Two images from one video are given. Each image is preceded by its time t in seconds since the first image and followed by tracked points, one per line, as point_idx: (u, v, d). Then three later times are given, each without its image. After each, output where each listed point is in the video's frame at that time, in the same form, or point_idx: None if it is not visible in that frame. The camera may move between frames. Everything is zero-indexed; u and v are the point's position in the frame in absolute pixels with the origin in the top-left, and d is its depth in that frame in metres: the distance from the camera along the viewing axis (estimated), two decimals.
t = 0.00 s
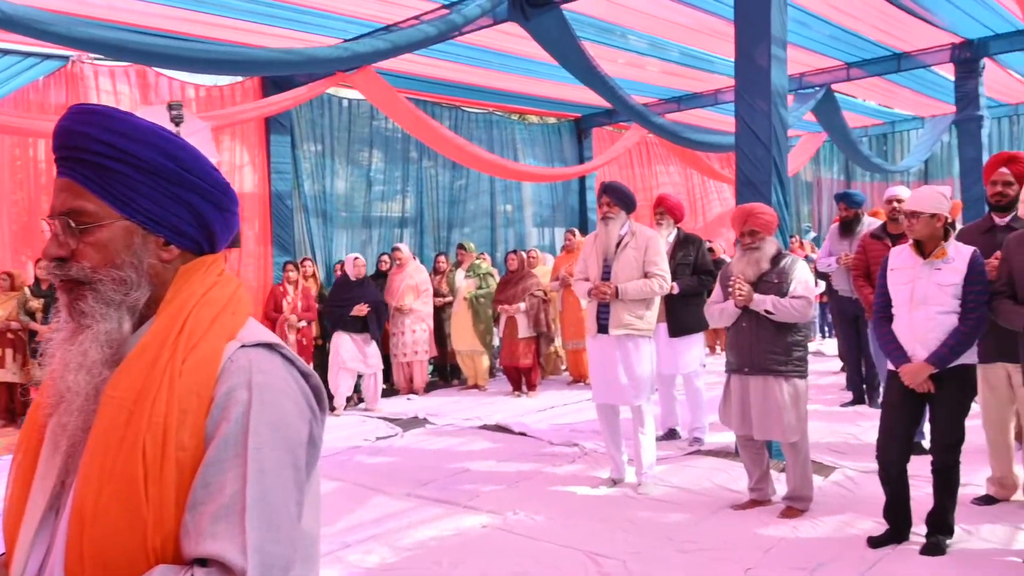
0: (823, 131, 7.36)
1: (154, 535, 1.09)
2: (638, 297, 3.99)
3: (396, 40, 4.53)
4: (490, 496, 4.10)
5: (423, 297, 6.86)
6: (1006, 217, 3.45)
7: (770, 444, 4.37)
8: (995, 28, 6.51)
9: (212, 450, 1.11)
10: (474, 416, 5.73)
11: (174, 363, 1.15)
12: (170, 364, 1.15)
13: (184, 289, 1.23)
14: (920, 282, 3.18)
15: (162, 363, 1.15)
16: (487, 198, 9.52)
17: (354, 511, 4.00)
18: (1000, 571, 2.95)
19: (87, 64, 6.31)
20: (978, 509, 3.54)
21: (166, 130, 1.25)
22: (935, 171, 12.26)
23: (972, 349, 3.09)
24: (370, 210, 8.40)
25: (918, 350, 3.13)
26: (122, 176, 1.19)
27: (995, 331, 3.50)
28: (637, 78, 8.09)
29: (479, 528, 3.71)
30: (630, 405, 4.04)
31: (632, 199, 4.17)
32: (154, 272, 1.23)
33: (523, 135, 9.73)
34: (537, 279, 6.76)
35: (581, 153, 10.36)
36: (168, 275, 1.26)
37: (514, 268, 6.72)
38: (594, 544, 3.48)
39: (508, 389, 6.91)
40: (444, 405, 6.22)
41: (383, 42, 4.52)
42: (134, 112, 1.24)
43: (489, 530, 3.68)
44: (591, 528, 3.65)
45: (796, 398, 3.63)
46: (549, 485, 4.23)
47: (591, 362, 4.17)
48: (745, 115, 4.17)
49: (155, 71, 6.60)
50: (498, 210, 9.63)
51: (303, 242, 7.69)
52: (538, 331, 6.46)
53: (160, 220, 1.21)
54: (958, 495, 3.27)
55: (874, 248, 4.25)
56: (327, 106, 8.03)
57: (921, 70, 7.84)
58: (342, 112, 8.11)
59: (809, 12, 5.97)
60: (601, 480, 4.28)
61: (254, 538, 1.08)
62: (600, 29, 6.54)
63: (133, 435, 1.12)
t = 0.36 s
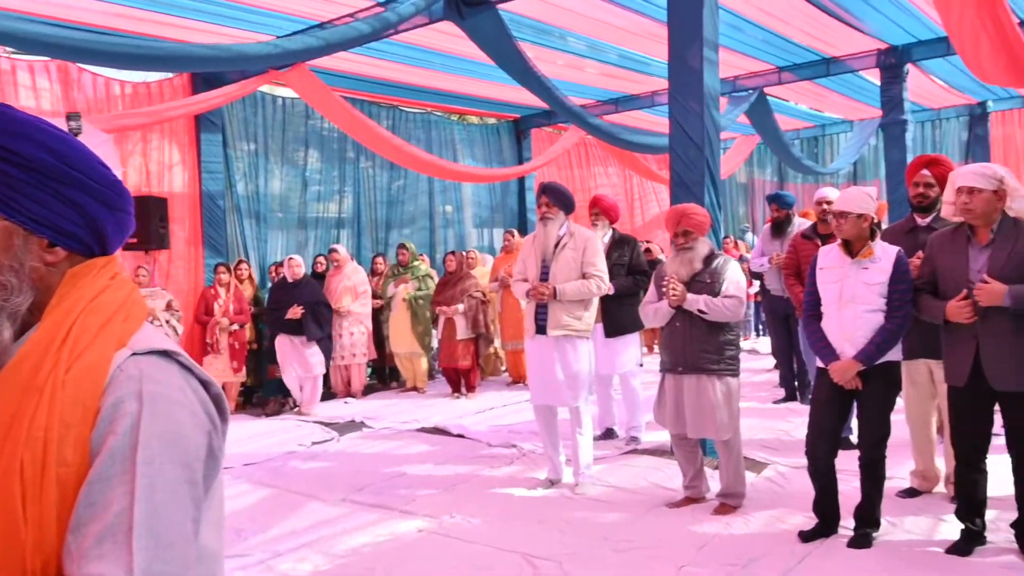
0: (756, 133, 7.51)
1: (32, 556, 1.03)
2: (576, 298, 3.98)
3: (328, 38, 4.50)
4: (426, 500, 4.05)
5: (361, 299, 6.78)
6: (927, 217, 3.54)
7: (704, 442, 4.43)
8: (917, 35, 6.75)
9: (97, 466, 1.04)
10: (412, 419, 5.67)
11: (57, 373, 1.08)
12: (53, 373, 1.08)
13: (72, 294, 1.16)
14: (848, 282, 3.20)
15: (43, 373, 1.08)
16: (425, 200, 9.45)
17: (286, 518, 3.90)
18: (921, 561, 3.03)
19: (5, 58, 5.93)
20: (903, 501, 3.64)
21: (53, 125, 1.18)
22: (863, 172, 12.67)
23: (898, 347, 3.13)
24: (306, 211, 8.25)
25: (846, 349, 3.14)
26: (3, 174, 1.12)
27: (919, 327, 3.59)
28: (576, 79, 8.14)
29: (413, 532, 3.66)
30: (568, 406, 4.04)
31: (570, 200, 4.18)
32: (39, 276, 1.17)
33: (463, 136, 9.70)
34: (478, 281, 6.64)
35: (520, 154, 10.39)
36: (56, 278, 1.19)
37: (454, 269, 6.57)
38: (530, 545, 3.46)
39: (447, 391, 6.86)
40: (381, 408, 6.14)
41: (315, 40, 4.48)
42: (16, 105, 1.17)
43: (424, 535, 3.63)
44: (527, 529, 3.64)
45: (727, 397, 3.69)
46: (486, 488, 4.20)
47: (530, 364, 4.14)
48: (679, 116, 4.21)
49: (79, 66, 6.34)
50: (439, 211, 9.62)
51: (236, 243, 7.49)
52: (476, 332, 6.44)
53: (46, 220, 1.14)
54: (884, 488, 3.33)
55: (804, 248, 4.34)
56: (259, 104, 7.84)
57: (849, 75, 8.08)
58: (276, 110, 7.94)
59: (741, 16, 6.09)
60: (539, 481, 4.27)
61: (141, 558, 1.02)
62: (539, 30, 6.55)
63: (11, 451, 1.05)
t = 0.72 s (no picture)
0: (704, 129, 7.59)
1: None
2: (526, 295, 3.95)
3: (269, 31, 4.43)
4: (374, 501, 4.00)
5: (309, 298, 6.70)
6: (867, 212, 3.58)
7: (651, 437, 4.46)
8: (858, 33, 6.89)
9: None
10: (361, 418, 5.60)
11: None
12: None
13: None
14: (791, 275, 3.24)
15: None
16: (375, 195, 9.53)
17: (229, 523, 3.81)
18: (861, 550, 3.08)
19: None
20: (845, 491, 3.71)
21: None
22: (808, 167, 12.93)
23: (839, 340, 3.17)
24: (252, 207, 8.16)
25: (789, 343, 3.17)
26: None
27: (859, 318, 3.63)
28: (526, 75, 8.12)
29: (360, 534, 3.60)
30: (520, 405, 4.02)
31: (522, 196, 4.13)
32: None
33: (412, 132, 9.64)
34: (426, 278, 6.62)
35: (470, 150, 10.37)
36: None
37: (402, 266, 6.57)
38: (477, 544, 3.43)
39: (397, 389, 6.79)
40: (329, 407, 6.05)
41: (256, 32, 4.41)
42: None
43: (370, 536, 3.57)
44: (475, 528, 3.61)
45: (674, 392, 3.72)
46: (435, 487, 4.16)
47: (480, 362, 4.11)
48: (625, 113, 4.21)
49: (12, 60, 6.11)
50: (391, 206, 9.68)
51: (178, 241, 7.30)
52: (426, 330, 6.39)
53: None
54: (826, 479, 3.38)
55: (750, 243, 4.37)
56: (201, 98, 7.68)
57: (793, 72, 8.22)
58: (219, 104, 7.81)
59: (688, 13, 6.14)
60: (489, 479, 4.25)
61: None
62: (490, 26, 6.51)
63: None
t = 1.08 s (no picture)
0: (661, 124, 7.62)
1: None
2: (480, 292, 3.92)
3: (218, 21, 4.42)
4: (328, 500, 3.95)
5: (265, 296, 6.62)
6: (818, 205, 3.61)
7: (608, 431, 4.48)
8: (812, 29, 6.97)
9: None
10: (318, 416, 5.53)
11: None
12: None
13: None
14: (742, 269, 3.25)
15: None
16: (331, 190, 9.53)
17: (180, 525, 3.73)
18: (812, 540, 3.11)
19: None
20: (798, 482, 3.75)
21: None
22: (764, 162, 13.11)
23: (789, 333, 3.20)
24: (204, 202, 8.11)
25: (741, 336, 3.19)
26: None
27: (808, 313, 3.65)
28: (486, 69, 8.08)
29: (314, 534, 3.55)
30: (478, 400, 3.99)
31: (478, 190, 4.08)
32: None
33: (369, 126, 9.60)
34: (382, 274, 6.56)
35: (427, 144, 10.35)
36: None
37: (358, 262, 6.51)
38: (432, 542, 3.40)
39: (355, 386, 6.74)
40: (286, 406, 5.98)
41: (204, 23, 4.38)
42: None
43: (324, 536, 3.52)
44: (431, 526, 3.58)
45: (631, 386, 3.73)
46: (392, 485, 4.13)
47: (436, 359, 4.06)
48: (580, 107, 4.21)
49: None
50: (350, 201, 9.73)
51: (126, 238, 7.24)
52: (384, 326, 6.33)
53: None
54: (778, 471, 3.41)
55: (703, 237, 4.39)
56: (151, 92, 7.62)
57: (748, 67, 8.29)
58: (169, 97, 7.76)
59: (646, 9, 6.15)
60: (449, 476, 4.22)
61: None
62: (448, 20, 6.46)
63: None
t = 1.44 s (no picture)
0: (638, 122, 7.63)
1: None
2: (450, 289, 3.88)
3: (186, 17, 4.38)
4: (301, 501, 3.91)
5: (239, 295, 6.58)
6: (791, 203, 3.62)
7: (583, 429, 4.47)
8: (787, 27, 7.01)
9: None
10: (292, 415, 5.48)
11: None
12: None
13: None
14: (712, 266, 3.25)
15: None
16: (307, 188, 9.54)
17: (149, 528, 3.67)
18: (785, 538, 3.12)
19: None
20: (771, 479, 3.77)
21: None
22: (741, 159, 13.18)
23: (760, 330, 3.21)
24: (177, 200, 8.10)
25: (711, 334, 3.19)
26: None
27: (780, 311, 3.65)
28: (463, 66, 8.04)
29: (286, 536, 3.51)
30: (449, 398, 3.98)
31: (446, 187, 4.08)
32: None
33: (346, 124, 9.62)
34: (358, 272, 6.51)
35: (404, 141, 10.33)
36: None
37: (332, 260, 6.46)
38: (405, 543, 3.37)
39: (331, 385, 6.70)
40: (260, 405, 5.93)
41: (172, 18, 4.34)
42: None
43: (296, 538, 3.48)
44: (405, 526, 3.55)
45: (603, 384, 3.72)
46: (365, 485, 4.09)
47: (409, 358, 4.02)
48: (555, 105, 4.19)
49: None
50: (327, 199, 9.81)
51: (97, 236, 7.17)
52: (359, 324, 6.29)
53: None
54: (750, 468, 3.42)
55: (677, 234, 4.38)
56: (122, 87, 7.59)
57: (724, 65, 8.32)
58: (140, 93, 7.73)
59: (624, 7, 6.15)
60: (424, 476, 4.19)
61: None
62: (425, 18, 6.43)
63: None
